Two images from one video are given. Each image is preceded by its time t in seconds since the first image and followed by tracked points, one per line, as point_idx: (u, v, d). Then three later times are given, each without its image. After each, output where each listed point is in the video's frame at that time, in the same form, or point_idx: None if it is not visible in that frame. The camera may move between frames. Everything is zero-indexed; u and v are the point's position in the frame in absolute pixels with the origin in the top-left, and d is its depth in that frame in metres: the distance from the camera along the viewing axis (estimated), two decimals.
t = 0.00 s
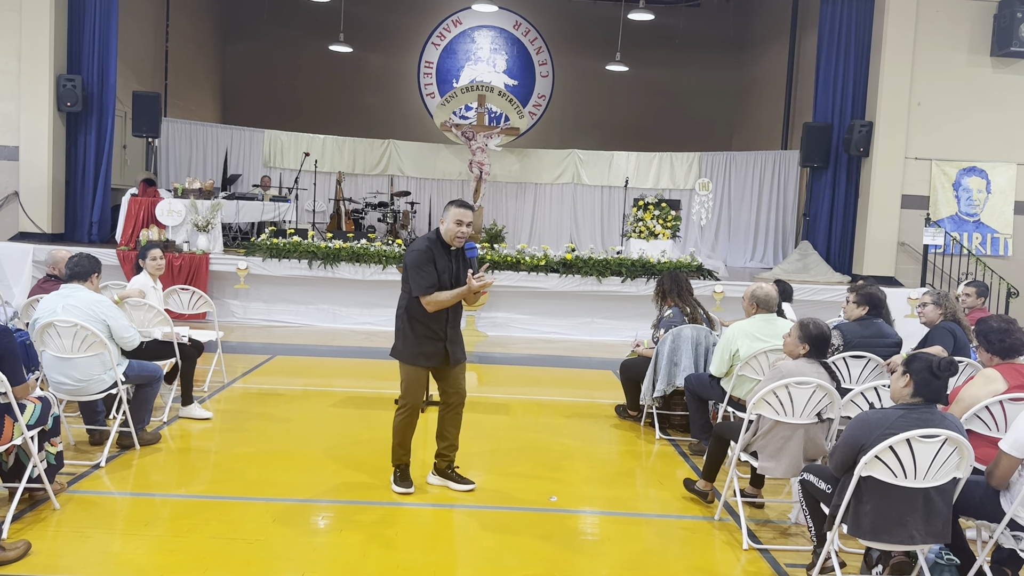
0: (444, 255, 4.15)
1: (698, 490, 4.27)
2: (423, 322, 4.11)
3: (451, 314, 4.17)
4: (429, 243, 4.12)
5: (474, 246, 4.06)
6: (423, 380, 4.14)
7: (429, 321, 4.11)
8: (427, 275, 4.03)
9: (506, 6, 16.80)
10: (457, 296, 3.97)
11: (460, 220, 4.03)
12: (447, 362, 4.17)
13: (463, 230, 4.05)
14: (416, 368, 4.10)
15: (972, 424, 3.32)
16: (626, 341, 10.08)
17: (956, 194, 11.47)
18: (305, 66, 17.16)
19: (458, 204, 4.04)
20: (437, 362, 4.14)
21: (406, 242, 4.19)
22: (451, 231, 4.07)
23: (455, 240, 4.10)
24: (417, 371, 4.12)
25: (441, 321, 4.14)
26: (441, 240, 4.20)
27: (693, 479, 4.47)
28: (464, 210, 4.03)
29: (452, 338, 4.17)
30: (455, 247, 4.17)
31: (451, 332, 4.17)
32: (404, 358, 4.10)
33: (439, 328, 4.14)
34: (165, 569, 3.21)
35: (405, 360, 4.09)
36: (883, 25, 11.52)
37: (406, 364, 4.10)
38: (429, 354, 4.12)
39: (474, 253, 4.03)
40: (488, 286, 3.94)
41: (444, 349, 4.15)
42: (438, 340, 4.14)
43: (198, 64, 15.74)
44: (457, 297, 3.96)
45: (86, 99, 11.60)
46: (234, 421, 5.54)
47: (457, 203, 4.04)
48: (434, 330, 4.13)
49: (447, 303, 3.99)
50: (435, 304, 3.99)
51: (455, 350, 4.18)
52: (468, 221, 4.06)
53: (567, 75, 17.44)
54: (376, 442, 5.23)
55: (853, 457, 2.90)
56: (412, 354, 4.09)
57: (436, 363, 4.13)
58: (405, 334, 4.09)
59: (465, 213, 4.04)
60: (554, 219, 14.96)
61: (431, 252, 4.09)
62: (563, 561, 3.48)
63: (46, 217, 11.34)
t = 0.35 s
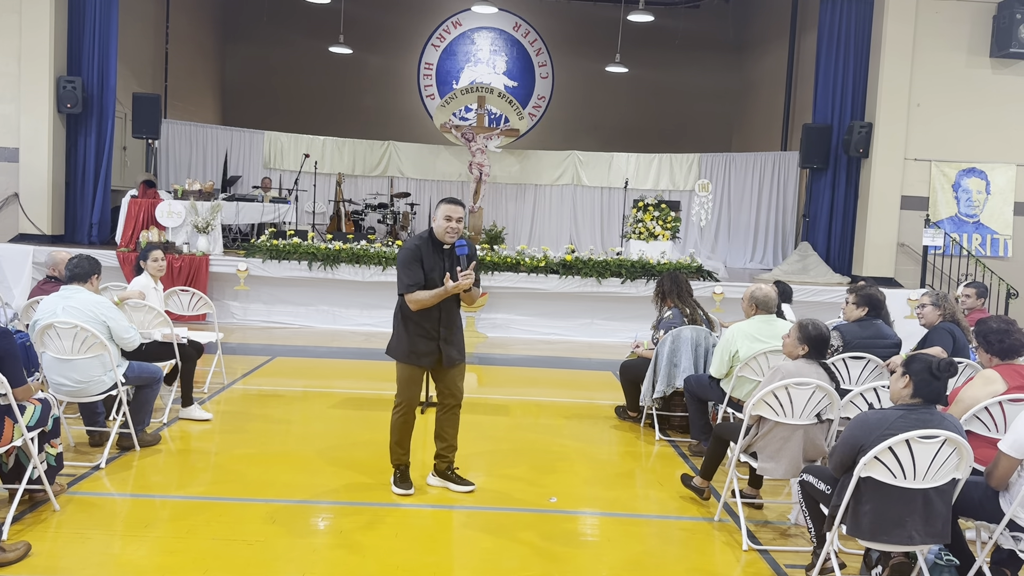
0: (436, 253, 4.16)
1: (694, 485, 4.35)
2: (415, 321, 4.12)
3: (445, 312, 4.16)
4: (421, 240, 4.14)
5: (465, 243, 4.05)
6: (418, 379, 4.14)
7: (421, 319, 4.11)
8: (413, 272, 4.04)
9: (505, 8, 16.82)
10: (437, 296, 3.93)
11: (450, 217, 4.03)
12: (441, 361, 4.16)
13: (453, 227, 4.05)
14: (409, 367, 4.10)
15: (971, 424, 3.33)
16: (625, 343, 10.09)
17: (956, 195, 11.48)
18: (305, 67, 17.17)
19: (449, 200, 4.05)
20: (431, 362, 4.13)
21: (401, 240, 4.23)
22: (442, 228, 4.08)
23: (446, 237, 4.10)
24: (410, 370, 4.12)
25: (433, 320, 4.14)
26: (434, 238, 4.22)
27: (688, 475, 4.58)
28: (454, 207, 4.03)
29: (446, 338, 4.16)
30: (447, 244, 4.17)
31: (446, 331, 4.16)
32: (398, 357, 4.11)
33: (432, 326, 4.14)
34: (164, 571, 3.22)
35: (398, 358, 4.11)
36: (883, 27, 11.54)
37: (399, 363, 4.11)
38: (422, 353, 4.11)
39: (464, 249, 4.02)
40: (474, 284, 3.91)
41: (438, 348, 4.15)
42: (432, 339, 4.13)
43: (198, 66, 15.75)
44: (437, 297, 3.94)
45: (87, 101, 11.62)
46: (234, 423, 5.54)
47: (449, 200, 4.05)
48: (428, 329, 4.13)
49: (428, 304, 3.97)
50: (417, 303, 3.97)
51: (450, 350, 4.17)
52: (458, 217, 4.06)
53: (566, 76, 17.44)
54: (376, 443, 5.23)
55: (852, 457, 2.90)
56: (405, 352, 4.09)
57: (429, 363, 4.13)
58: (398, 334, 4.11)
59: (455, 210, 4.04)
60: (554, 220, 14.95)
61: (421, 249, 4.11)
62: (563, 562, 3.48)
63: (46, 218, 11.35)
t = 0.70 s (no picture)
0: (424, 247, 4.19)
1: (689, 474, 4.45)
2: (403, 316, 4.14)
3: (432, 308, 4.15)
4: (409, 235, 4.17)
5: (445, 236, 4.03)
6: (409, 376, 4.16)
7: (408, 315, 4.13)
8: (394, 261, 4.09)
9: (505, 9, 16.85)
10: (397, 279, 3.91)
11: (433, 210, 4.05)
12: (429, 358, 4.15)
13: (436, 221, 4.06)
14: (399, 363, 4.12)
15: (970, 425, 3.33)
16: (625, 344, 10.09)
17: (955, 196, 11.49)
18: (305, 68, 17.18)
19: (434, 195, 4.06)
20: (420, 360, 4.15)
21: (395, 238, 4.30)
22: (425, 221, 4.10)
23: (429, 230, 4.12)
24: (400, 367, 4.15)
25: (420, 315, 4.15)
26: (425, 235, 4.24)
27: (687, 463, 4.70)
28: (438, 201, 4.05)
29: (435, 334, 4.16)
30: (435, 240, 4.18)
31: (433, 327, 4.16)
32: (388, 354, 4.14)
33: (419, 321, 4.14)
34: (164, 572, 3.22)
35: (389, 354, 4.14)
36: (882, 28, 11.56)
37: (390, 359, 4.14)
38: (408, 349, 4.13)
39: (443, 242, 4.01)
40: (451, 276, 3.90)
41: (425, 344, 4.14)
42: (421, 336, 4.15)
43: (198, 67, 15.76)
44: (398, 276, 3.92)
45: (86, 102, 11.62)
46: (234, 424, 5.54)
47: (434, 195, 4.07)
48: (417, 326, 4.14)
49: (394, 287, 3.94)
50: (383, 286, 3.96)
51: (439, 347, 4.16)
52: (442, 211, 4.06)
53: (566, 77, 17.45)
54: (376, 444, 5.24)
55: (851, 458, 2.90)
56: (394, 349, 4.12)
57: (419, 360, 4.14)
58: (386, 329, 4.14)
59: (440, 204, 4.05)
60: (553, 221, 14.96)
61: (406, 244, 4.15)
62: (562, 563, 3.48)
63: (46, 220, 11.35)
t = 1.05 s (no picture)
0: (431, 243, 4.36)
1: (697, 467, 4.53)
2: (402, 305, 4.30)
3: (428, 300, 4.24)
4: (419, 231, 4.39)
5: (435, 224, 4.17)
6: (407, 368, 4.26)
7: (405, 305, 4.27)
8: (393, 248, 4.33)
9: (505, 10, 16.87)
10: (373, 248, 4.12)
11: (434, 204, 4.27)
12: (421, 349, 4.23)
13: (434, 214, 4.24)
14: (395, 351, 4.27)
15: (970, 426, 3.33)
16: (625, 345, 10.09)
17: (955, 197, 11.48)
18: (305, 69, 17.19)
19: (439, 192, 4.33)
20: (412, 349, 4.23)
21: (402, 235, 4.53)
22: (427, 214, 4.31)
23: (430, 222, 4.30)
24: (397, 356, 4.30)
25: (416, 305, 4.26)
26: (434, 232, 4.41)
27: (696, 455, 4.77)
28: (442, 198, 4.30)
29: (429, 325, 4.24)
30: (437, 236, 4.33)
31: (428, 318, 4.24)
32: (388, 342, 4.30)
33: (414, 311, 4.25)
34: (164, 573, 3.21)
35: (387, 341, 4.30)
36: (882, 30, 11.57)
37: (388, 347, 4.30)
38: (403, 337, 4.24)
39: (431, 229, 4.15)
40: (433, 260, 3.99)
41: (417, 334, 4.23)
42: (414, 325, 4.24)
43: (198, 68, 15.77)
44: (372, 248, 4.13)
45: (87, 103, 11.63)
46: (234, 425, 5.54)
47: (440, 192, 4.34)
48: (412, 316, 4.25)
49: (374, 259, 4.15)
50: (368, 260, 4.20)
51: (431, 338, 4.23)
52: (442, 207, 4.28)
53: (566, 78, 17.45)
54: (376, 445, 5.24)
55: (851, 460, 2.90)
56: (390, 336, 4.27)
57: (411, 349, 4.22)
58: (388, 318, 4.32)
59: (442, 200, 4.30)
60: (553, 222, 14.96)
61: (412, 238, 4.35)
62: (562, 564, 3.49)
63: (46, 220, 11.35)
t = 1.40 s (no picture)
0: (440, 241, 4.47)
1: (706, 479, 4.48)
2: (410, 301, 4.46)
3: (429, 297, 4.34)
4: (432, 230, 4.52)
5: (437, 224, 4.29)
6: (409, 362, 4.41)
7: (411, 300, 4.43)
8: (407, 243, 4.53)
9: (507, 10, 16.87)
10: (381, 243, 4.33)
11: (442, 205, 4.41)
12: (422, 344, 4.35)
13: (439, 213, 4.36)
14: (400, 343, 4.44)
15: (972, 428, 3.32)
16: (626, 346, 10.09)
17: (957, 199, 11.45)
18: (307, 70, 17.21)
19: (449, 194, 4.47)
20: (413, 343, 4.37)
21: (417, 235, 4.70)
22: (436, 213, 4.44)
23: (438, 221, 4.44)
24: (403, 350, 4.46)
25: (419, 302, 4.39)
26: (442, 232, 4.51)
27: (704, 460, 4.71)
28: (448, 198, 4.44)
29: (429, 321, 4.35)
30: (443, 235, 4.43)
31: (428, 314, 4.35)
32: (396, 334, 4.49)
33: (417, 308, 4.38)
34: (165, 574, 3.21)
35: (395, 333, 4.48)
36: (883, 32, 11.56)
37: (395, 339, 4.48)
38: (406, 331, 4.39)
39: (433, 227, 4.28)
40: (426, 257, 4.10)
41: (418, 330, 4.34)
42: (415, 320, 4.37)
43: (200, 69, 15.78)
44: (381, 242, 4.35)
45: (89, 103, 11.65)
46: (235, 425, 5.54)
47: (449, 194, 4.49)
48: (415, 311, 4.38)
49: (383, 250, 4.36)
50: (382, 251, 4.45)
51: (430, 334, 4.34)
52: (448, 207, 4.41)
53: (568, 79, 17.45)
54: (377, 446, 5.24)
55: (853, 461, 2.90)
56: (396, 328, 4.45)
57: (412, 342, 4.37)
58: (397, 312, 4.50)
59: (449, 201, 4.44)
60: (555, 223, 14.95)
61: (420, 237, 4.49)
62: (563, 565, 3.48)
63: (48, 221, 11.37)
